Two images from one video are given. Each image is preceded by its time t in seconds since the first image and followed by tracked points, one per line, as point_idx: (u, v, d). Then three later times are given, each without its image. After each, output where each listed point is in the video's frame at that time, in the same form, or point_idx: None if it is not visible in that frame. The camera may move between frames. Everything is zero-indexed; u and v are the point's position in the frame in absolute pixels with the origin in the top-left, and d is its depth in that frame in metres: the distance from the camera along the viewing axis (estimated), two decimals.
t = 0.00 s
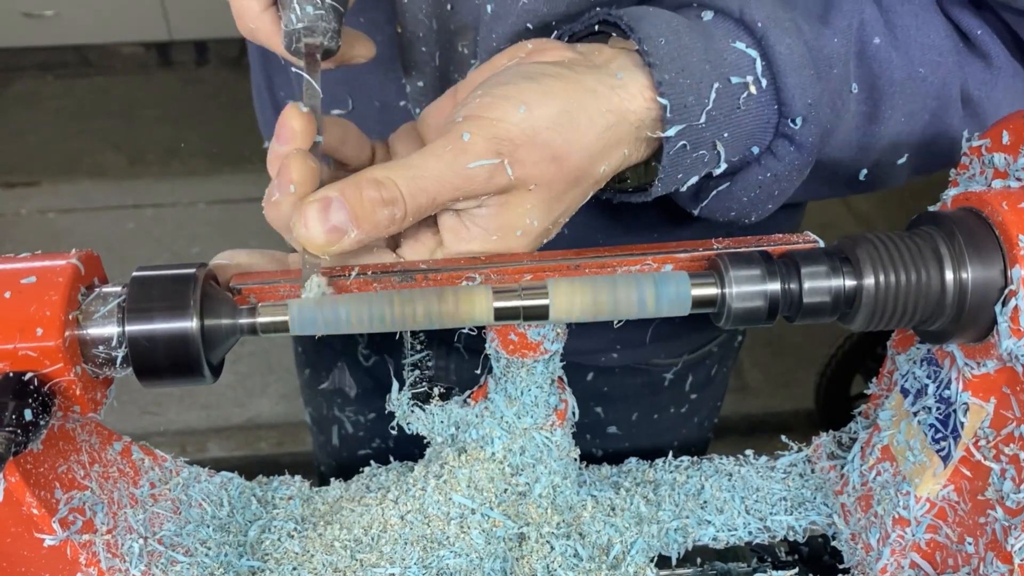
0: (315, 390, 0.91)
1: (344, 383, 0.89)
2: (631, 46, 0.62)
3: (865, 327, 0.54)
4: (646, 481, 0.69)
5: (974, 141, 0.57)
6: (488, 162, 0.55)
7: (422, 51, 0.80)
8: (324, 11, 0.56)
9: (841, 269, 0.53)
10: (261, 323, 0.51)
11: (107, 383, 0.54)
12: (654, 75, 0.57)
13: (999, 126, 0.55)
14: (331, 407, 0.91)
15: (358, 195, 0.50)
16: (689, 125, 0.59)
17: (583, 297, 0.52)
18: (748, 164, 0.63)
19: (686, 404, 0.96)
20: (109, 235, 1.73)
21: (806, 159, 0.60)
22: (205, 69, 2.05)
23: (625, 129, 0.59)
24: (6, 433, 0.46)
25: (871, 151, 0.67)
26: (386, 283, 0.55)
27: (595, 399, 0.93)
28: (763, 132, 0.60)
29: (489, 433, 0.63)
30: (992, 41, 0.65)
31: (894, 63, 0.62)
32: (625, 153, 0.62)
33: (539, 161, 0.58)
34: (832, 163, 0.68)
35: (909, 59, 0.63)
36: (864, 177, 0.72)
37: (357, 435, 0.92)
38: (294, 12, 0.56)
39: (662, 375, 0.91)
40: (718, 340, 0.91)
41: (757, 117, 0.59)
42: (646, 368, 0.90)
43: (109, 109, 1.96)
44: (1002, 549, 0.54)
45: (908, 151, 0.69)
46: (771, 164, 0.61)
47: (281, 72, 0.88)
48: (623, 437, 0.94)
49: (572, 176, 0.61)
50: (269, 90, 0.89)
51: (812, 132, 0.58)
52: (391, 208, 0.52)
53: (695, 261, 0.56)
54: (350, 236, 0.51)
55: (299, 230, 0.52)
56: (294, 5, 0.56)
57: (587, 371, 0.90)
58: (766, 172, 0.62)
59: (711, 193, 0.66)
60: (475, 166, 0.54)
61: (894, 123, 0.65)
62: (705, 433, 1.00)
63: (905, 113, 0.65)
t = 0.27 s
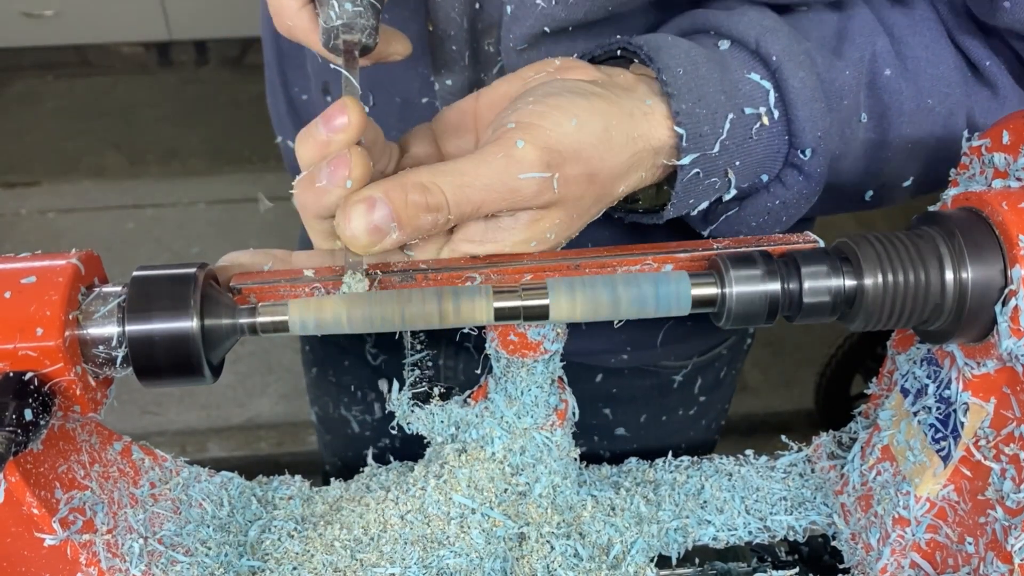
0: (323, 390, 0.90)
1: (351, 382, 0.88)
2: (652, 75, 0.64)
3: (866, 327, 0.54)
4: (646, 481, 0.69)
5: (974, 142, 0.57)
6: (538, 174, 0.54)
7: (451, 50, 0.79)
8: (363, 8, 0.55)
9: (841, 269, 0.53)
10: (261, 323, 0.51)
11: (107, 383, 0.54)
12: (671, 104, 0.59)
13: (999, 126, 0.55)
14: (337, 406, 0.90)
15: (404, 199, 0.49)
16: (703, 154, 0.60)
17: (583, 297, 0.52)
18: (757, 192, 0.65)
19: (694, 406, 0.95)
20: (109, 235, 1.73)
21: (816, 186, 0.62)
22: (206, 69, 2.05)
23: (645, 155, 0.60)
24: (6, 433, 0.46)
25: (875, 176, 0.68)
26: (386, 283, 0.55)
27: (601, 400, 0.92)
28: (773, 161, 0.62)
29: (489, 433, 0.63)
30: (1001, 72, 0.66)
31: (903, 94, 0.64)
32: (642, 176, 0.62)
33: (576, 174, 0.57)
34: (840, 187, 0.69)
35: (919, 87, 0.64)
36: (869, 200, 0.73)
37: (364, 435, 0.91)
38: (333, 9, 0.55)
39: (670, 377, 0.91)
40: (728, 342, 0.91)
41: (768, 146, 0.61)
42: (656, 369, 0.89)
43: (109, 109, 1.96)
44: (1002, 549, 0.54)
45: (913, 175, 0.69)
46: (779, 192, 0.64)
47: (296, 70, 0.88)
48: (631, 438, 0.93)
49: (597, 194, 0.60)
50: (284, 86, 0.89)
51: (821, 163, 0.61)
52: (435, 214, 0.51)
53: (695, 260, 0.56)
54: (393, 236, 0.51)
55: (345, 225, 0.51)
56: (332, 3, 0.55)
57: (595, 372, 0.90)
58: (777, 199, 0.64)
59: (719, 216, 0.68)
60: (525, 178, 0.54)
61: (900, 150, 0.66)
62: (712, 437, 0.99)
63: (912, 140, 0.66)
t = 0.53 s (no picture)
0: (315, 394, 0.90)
1: (344, 384, 0.88)
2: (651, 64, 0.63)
3: (866, 327, 0.54)
4: (646, 481, 0.69)
5: (975, 142, 0.57)
6: (526, 171, 0.54)
7: (444, 49, 0.79)
8: (351, 8, 0.55)
9: (841, 269, 0.53)
10: (261, 323, 0.51)
11: (107, 383, 0.54)
12: (671, 92, 0.58)
13: (999, 126, 0.55)
14: (329, 408, 0.90)
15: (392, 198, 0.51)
16: (704, 142, 0.59)
17: (583, 298, 0.52)
18: (759, 181, 0.64)
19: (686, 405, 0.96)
20: (109, 235, 1.73)
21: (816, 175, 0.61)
22: (206, 69, 2.05)
23: (643, 145, 0.60)
24: (6, 433, 0.46)
25: (879, 164, 0.68)
26: (386, 283, 0.55)
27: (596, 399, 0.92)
28: (775, 149, 0.61)
29: (489, 434, 0.63)
30: (1002, 59, 0.66)
31: (904, 80, 0.64)
32: (641, 168, 0.62)
33: (568, 171, 0.58)
34: (842, 177, 0.69)
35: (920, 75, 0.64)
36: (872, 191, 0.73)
37: (356, 437, 0.92)
38: (321, 9, 0.55)
39: (665, 375, 0.91)
40: (723, 341, 0.91)
41: (769, 134, 0.60)
42: (650, 368, 0.89)
43: (109, 109, 1.96)
44: (1002, 550, 0.54)
45: (915, 163, 0.69)
46: (782, 181, 0.62)
47: (287, 70, 0.88)
48: (626, 437, 0.94)
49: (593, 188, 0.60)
50: (274, 87, 0.89)
51: (824, 151, 0.59)
52: (424, 211, 0.52)
53: (695, 261, 0.56)
54: (382, 236, 0.52)
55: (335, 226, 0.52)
56: (320, 3, 0.55)
57: (589, 371, 0.90)
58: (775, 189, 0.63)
59: (720, 208, 0.67)
60: (513, 174, 0.54)
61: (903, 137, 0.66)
62: (704, 434, 1.00)
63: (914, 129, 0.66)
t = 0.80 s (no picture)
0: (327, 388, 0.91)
1: (356, 380, 0.88)
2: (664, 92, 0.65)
3: (866, 328, 0.54)
4: (646, 481, 0.69)
5: (975, 142, 0.57)
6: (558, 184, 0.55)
7: (467, 49, 0.79)
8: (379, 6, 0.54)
9: (841, 269, 0.53)
10: (261, 322, 0.50)
11: (108, 383, 0.54)
12: (682, 119, 0.60)
13: (999, 126, 0.55)
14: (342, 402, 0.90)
15: (422, 203, 0.50)
16: (712, 168, 0.61)
17: (584, 297, 0.52)
18: (765, 209, 0.66)
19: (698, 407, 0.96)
20: (109, 235, 1.73)
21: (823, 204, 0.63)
22: (206, 69, 2.05)
23: (654, 169, 0.61)
24: (6, 433, 0.46)
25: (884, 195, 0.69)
26: (387, 283, 0.55)
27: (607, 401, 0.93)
28: (782, 178, 0.63)
29: (490, 434, 0.63)
30: (1009, 96, 0.65)
31: (912, 115, 0.64)
32: (651, 190, 0.63)
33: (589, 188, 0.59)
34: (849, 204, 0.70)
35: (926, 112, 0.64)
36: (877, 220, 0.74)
37: (366, 433, 0.91)
38: (349, 7, 0.53)
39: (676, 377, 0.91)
40: (735, 342, 0.91)
41: (777, 164, 0.61)
42: (662, 370, 0.89)
43: (109, 109, 1.96)
44: (1002, 549, 0.54)
45: (920, 195, 0.69)
46: (787, 209, 0.64)
47: (306, 65, 0.88)
48: (636, 437, 0.94)
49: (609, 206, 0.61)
50: (292, 82, 0.89)
51: (830, 181, 0.61)
52: (452, 219, 0.52)
53: (695, 261, 0.56)
54: (407, 239, 0.51)
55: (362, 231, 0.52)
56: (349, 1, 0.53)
57: (600, 371, 0.90)
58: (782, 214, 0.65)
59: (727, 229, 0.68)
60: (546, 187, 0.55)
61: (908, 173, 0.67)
62: (713, 436, 1.00)
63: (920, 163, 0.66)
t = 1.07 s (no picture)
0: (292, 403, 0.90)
1: (306, 392, 0.89)
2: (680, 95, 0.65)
3: (865, 327, 0.54)
4: (646, 481, 0.69)
5: (974, 141, 0.57)
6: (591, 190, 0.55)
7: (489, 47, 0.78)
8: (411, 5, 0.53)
9: (840, 269, 0.53)
10: (260, 322, 0.51)
11: (107, 383, 0.54)
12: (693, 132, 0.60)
13: (999, 126, 0.55)
14: (294, 418, 0.91)
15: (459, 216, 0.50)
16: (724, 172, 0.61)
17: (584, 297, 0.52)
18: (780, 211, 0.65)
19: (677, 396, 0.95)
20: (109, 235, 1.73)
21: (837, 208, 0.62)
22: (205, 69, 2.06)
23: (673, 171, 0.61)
24: (6, 433, 0.45)
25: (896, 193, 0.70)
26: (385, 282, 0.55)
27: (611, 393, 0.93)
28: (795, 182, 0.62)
29: (489, 434, 0.63)
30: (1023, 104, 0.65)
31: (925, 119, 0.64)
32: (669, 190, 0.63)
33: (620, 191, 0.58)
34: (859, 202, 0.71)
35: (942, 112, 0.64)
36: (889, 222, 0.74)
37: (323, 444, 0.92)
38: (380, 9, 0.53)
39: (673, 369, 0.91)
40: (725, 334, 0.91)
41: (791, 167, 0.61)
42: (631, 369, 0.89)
43: (109, 109, 1.96)
44: (1002, 549, 0.54)
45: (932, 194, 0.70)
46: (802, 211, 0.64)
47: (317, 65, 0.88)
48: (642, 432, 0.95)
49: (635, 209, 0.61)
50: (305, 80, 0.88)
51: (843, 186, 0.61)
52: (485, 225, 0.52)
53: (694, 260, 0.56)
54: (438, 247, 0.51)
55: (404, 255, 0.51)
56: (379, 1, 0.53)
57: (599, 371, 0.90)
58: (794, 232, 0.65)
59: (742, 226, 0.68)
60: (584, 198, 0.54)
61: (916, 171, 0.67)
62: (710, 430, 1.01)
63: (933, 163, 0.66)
